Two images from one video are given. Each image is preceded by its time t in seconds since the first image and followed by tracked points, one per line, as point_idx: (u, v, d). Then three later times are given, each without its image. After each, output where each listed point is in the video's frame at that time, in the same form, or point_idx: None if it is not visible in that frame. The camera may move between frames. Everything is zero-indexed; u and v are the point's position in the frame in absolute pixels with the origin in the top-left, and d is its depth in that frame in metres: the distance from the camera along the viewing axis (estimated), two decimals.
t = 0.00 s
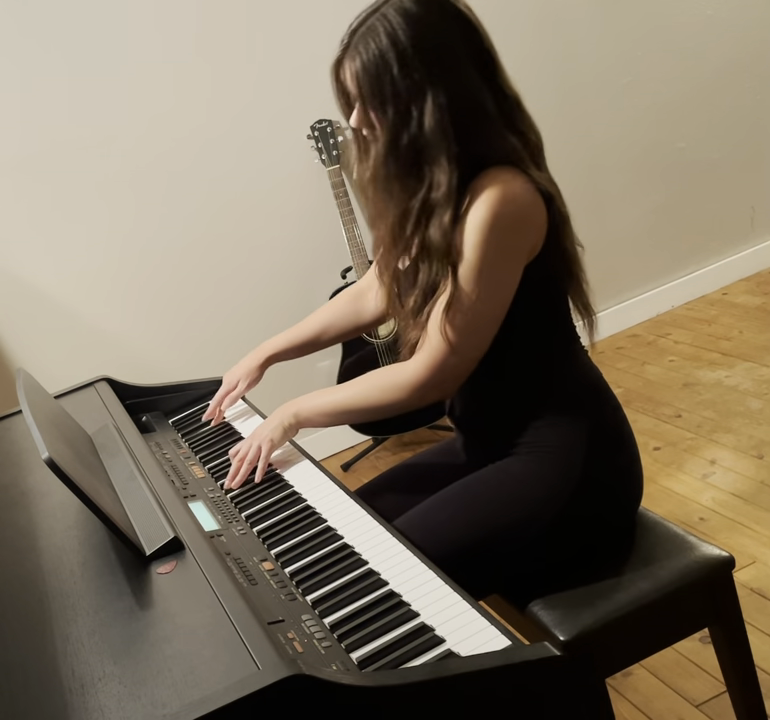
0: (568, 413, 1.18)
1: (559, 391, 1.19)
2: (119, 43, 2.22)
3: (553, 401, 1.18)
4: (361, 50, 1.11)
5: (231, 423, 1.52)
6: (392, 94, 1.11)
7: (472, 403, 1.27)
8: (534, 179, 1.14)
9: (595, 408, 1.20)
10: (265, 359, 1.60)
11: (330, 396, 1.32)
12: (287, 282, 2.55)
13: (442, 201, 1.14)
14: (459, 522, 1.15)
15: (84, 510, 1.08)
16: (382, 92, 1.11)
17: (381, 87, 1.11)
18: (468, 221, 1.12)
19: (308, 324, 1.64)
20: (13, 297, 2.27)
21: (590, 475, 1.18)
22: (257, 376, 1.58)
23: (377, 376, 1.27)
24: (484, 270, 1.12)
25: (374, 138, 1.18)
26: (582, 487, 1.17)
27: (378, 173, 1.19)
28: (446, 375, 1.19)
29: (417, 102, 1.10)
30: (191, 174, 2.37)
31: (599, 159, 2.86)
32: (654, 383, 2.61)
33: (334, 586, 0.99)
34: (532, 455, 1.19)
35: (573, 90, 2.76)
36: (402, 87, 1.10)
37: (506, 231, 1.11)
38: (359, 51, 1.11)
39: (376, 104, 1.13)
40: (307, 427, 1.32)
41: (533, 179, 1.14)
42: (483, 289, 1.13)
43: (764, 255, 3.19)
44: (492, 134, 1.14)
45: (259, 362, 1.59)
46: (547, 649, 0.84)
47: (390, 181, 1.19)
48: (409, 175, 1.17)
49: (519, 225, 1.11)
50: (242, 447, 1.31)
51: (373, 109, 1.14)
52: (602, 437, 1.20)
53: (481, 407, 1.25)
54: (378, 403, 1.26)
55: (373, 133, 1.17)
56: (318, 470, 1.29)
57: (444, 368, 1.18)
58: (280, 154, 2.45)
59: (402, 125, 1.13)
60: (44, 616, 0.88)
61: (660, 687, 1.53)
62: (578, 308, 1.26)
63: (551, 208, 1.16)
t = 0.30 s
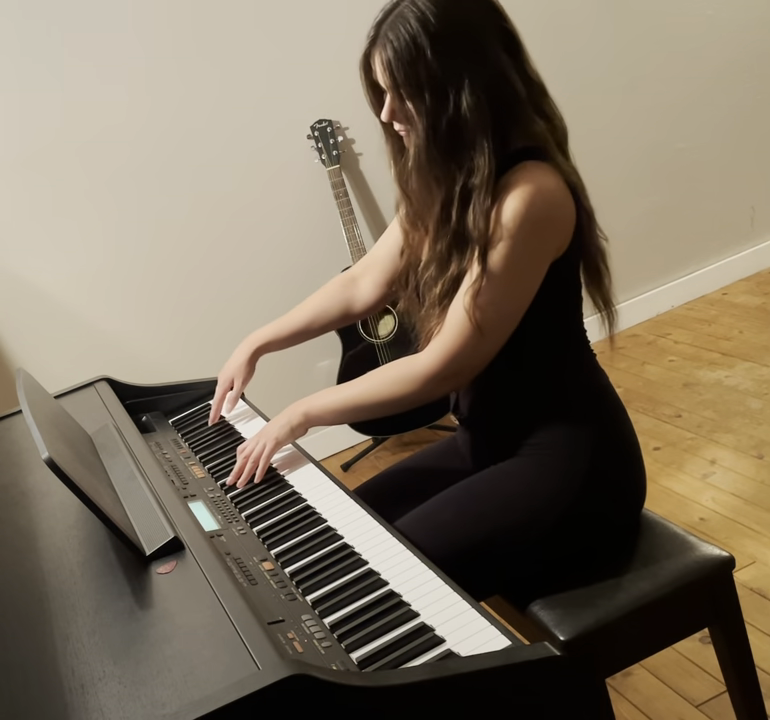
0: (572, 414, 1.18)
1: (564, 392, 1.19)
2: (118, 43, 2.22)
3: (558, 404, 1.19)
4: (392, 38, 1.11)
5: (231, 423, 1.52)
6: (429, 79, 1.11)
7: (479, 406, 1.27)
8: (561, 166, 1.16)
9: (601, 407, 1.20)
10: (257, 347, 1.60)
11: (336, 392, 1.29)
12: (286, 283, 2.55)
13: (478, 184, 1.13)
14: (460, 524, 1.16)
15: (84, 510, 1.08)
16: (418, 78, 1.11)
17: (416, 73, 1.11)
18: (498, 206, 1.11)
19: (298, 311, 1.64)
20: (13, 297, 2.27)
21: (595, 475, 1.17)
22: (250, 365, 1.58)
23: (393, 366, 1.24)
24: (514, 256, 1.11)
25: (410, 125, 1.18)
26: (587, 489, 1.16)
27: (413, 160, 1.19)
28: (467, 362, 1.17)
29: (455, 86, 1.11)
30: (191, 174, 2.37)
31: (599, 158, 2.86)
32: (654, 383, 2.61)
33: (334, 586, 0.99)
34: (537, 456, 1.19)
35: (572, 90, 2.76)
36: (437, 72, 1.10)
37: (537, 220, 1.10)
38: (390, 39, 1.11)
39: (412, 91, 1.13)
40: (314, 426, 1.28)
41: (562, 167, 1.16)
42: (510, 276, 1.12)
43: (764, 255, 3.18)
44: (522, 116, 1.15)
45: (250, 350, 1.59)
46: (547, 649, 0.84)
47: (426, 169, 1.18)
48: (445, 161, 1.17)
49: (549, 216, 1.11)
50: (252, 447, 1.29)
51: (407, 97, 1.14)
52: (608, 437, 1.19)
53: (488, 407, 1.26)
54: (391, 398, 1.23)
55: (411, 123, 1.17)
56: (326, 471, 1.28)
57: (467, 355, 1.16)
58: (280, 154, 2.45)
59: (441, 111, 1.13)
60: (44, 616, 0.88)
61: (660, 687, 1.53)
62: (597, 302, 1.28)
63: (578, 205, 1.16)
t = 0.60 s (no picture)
0: (575, 420, 1.18)
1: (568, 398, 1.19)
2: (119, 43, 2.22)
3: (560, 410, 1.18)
4: (403, 29, 1.11)
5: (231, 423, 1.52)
6: (440, 69, 1.11)
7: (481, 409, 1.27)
8: (573, 158, 1.16)
9: (604, 410, 1.20)
10: (234, 301, 1.55)
11: (344, 392, 1.27)
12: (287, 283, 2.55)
13: (490, 174, 1.13)
14: (462, 526, 1.16)
15: (84, 510, 1.08)
16: (429, 68, 1.11)
17: (427, 64, 1.11)
18: (517, 200, 1.11)
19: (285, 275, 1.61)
20: (12, 296, 2.27)
21: (599, 478, 1.17)
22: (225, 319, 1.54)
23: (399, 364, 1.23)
24: (531, 249, 1.11)
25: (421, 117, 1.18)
26: (589, 494, 1.16)
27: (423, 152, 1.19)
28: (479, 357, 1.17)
29: (466, 75, 1.11)
30: (191, 174, 2.37)
31: (600, 158, 2.86)
32: (654, 383, 2.61)
33: (334, 586, 0.99)
34: (540, 459, 1.19)
35: (573, 90, 2.76)
36: (449, 62, 1.10)
37: (555, 215, 1.10)
38: (401, 30, 1.11)
39: (423, 81, 1.12)
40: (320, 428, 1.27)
41: (574, 159, 1.16)
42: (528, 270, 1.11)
43: (764, 255, 3.18)
44: (535, 107, 1.15)
45: (227, 301, 1.55)
46: (547, 649, 0.84)
47: (437, 161, 1.18)
48: (457, 152, 1.16)
49: (566, 210, 1.11)
50: (261, 449, 1.27)
51: (418, 87, 1.13)
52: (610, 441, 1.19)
53: (488, 410, 1.26)
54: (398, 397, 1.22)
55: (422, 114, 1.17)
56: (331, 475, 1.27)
57: (481, 348, 1.15)
58: (280, 154, 2.45)
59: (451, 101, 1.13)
60: (44, 616, 0.88)
61: (660, 687, 1.53)
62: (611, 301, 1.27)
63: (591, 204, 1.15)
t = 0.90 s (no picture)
0: (577, 423, 1.18)
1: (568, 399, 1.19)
2: (120, 43, 2.22)
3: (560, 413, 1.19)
4: (396, 29, 1.11)
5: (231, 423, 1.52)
6: (435, 67, 1.10)
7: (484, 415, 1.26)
8: (571, 156, 1.16)
9: (606, 410, 1.20)
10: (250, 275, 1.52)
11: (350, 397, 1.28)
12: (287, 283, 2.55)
13: (490, 172, 1.13)
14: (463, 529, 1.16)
15: (84, 510, 1.08)
16: (424, 67, 1.11)
17: (423, 63, 1.10)
18: (525, 200, 1.11)
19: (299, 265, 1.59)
20: (12, 296, 2.27)
21: (603, 478, 1.17)
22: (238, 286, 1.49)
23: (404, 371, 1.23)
24: (539, 249, 1.10)
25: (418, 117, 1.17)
26: (593, 495, 1.16)
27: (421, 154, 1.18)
28: (490, 360, 1.15)
29: (462, 72, 1.11)
30: (191, 174, 2.37)
31: (600, 158, 2.86)
32: (654, 383, 2.61)
33: (333, 586, 0.99)
34: (541, 462, 1.19)
35: (573, 89, 2.76)
36: (444, 61, 1.10)
37: (562, 214, 1.10)
38: (394, 31, 1.11)
39: (419, 81, 1.12)
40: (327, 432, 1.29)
41: (573, 157, 1.17)
42: (538, 270, 1.11)
43: (764, 255, 3.18)
44: (531, 103, 1.15)
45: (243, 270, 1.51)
46: (548, 649, 0.84)
47: (436, 161, 1.17)
48: (456, 152, 1.16)
49: (573, 210, 1.11)
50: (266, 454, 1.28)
51: (414, 87, 1.13)
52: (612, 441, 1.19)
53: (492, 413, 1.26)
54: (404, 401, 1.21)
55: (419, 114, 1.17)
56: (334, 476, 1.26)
57: (490, 350, 1.14)
58: (280, 154, 2.45)
59: (448, 99, 1.12)
60: (45, 616, 0.88)
61: (659, 687, 1.53)
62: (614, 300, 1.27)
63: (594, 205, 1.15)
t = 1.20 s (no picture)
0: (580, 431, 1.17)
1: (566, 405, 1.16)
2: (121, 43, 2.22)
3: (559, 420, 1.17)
4: (376, 40, 1.09)
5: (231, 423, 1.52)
6: (418, 78, 1.08)
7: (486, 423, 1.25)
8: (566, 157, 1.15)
9: (606, 416, 1.18)
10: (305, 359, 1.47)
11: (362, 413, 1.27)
12: (287, 282, 2.55)
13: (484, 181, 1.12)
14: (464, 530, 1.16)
15: (84, 510, 1.08)
16: (407, 78, 1.09)
17: (405, 73, 1.08)
18: (530, 210, 1.09)
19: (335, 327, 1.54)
20: (12, 296, 2.27)
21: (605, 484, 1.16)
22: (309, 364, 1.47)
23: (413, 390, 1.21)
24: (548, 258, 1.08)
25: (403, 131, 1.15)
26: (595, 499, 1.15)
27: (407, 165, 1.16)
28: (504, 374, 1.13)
29: (446, 82, 1.09)
30: (191, 174, 2.37)
31: (600, 158, 2.86)
32: (654, 383, 2.61)
33: (333, 586, 0.99)
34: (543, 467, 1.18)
35: (572, 89, 2.76)
36: (427, 71, 1.08)
37: (572, 216, 1.08)
38: (375, 42, 1.09)
39: (402, 93, 1.10)
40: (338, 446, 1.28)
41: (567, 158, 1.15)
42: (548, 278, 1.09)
43: (764, 255, 3.18)
44: (519, 106, 1.14)
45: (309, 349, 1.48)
46: (548, 649, 0.84)
47: (423, 174, 1.16)
48: (444, 162, 1.14)
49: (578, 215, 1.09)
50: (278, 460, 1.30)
51: (398, 99, 1.11)
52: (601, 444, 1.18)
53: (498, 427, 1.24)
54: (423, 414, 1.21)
55: (402, 126, 1.15)
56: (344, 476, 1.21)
57: (503, 362, 1.12)
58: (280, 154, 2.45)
59: (432, 110, 1.10)
60: (45, 616, 0.88)
61: (659, 687, 1.54)
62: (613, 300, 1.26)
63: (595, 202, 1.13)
